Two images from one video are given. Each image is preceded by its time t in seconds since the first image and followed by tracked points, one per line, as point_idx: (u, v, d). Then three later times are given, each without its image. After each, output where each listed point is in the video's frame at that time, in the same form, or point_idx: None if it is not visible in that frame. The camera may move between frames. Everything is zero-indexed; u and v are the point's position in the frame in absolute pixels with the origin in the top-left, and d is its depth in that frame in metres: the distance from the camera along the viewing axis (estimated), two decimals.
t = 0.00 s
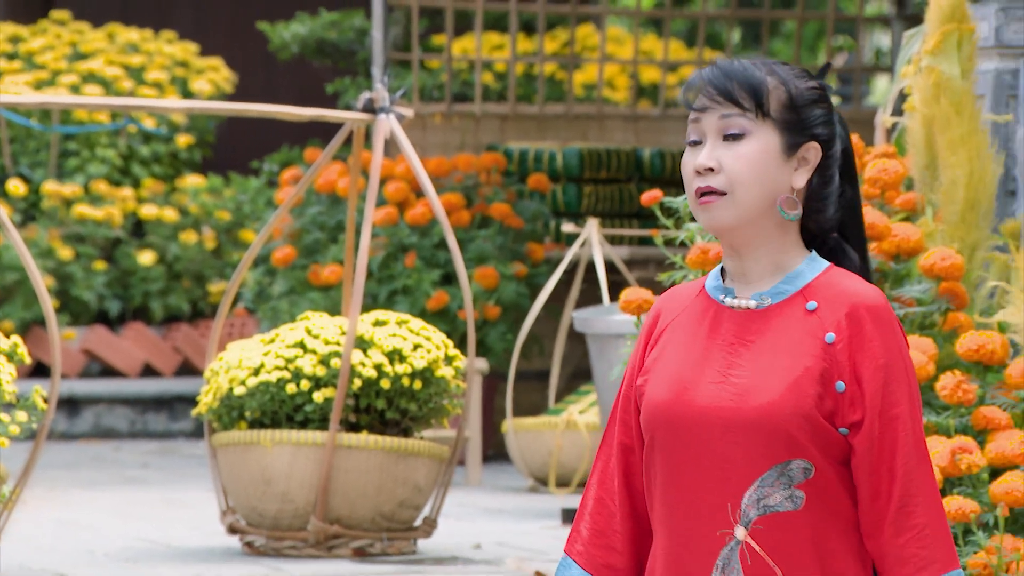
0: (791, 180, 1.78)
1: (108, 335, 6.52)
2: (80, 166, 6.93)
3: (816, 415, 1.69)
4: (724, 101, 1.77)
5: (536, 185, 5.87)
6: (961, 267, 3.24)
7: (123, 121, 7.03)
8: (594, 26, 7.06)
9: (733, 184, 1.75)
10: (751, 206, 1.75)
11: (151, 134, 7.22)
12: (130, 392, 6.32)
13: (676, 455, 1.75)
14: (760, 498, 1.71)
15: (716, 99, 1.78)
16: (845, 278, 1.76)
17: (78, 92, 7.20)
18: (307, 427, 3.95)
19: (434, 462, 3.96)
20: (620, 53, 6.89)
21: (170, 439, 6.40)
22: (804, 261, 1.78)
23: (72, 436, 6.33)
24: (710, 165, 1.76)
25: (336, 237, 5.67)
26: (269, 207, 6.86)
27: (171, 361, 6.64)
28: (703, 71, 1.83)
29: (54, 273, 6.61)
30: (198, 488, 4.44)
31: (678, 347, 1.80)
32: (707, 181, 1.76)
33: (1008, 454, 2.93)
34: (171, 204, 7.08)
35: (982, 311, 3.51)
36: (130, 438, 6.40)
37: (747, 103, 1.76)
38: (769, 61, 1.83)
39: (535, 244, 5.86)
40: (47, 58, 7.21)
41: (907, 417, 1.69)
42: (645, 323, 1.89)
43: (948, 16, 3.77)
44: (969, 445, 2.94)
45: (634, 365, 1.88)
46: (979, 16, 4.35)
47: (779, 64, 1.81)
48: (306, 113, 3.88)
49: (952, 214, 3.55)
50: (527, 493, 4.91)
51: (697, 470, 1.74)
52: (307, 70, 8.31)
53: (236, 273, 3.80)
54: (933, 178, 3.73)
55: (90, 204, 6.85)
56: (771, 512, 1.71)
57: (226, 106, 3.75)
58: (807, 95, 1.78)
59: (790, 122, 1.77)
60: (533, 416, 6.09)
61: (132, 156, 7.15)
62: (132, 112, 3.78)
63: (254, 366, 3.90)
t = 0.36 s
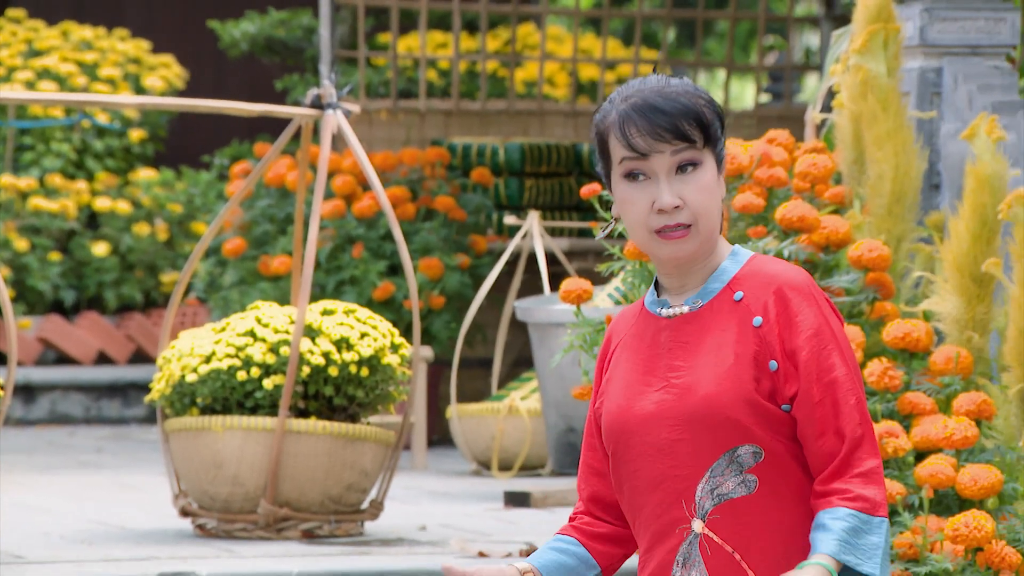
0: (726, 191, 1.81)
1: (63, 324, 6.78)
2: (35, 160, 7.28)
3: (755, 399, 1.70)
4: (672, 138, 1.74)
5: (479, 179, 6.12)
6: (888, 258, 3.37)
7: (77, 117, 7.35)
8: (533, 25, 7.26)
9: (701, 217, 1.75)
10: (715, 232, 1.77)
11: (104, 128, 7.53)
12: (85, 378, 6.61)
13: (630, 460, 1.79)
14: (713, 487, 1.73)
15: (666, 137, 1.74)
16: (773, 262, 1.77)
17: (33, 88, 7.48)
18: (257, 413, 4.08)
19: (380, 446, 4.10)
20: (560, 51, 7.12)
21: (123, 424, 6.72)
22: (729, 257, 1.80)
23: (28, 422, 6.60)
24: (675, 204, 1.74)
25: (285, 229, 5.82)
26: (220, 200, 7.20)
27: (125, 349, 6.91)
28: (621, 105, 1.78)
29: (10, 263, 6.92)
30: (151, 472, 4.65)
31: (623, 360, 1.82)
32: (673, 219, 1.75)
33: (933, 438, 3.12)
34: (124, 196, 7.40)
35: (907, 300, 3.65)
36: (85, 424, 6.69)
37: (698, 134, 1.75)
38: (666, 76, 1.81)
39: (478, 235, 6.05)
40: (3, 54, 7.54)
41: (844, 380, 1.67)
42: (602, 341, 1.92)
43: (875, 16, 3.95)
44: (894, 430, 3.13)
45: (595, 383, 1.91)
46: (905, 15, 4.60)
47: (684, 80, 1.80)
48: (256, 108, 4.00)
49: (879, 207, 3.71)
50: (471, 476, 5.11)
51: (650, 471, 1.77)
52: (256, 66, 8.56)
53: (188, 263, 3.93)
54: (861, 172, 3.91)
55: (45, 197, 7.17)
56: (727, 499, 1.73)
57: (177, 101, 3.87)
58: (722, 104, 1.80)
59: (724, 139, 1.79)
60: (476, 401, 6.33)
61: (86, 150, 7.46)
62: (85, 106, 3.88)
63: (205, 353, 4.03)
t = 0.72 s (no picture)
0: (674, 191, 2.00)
1: (31, 314, 6.89)
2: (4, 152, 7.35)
3: (725, 389, 1.89)
4: (627, 129, 1.94)
5: (440, 172, 6.26)
6: (839, 249, 3.46)
7: (44, 110, 7.49)
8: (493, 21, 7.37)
9: (647, 204, 1.94)
10: (659, 222, 1.95)
11: (71, 122, 7.69)
12: (54, 367, 6.67)
13: (609, 457, 1.97)
14: (692, 477, 1.92)
15: (620, 126, 1.94)
16: (728, 258, 1.97)
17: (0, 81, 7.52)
18: (223, 401, 4.15)
19: (343, 433, 4.18)
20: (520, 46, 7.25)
21: (91, 412, 6.81)
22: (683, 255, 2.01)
23: None
24: (624, 189, 1.93)
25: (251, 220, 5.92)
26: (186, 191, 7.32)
27: (92, 338, 7.04)
28: (583, 98, 1.99)
29: None
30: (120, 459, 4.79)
31: (592, 363, 2.01)
32: (620, 204, 1.94)
33: (883, 424, 3.20)
34: (91, 188, 7.51)
35: (858, 289, 3.78)
36: (53, 412, 6.75)
37: (650, 129, 1.95)
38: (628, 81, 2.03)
39: (439, 227, 6.16)
40: None
41: (807, 362, 1.86)
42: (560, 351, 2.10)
43: (826, 13, 4.07)
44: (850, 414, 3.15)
45: (559, 390, 2.09)
46: (855, 12, 4.74)
47: (646, 83, 2.01)
48: (220, 101, 4.07)
49: (831, 198, 3.79)
50: (434, 463, 5.23)
51: (630, 466, 1.95)
52: (220, 60, 8.69)
53: (154, 254, 4.01)
54: (813, 165, 3.97)
55: (13, 188, 7.28)
56: (705, 487, 1.92)
57: (143, 94, 3.94)
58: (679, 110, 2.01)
59: (676, 141, 1.99)
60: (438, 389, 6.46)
61: (54, 143, 7.60)
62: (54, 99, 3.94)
63: (171, 342, 4.11)
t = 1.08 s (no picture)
0: (671, 175, 1.92)
1: None
2: None
3: (716, 387, 1.83)
4: (617, 103, 1.88)
5: (409, 166, 6.43)
6: (798, 242, 3.53)
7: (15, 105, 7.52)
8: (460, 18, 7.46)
9: (628, 181, 1.87)
10: (642, 201, 1.88)
11: (43, 116, 7.72)
12: (25, 358, 6.74)
13: (589, 440, 1.89)
14: (672, 469, 1.86)
15: (609, 100, 1.88)
16: (722, 256, 1.90)
17: None
18: (192, 392, 4.22)
19: (311, 424, 4.25)
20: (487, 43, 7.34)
21: (63, 403, 6.88)
22: (679, 245, 1.93)
23: None
24: (607, 162, 1.87)
25: (220, 214, 6.03)
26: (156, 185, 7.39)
27: (63, 330, 7.09)
28: (584, 71, 1.93)
29: None
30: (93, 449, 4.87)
31: (576, 338, 1.91)
32: (602, 177, 1.88)
33: (843, 415, 3.17)
34: (62, 182, 7.57)
35: (818, 282, 3.88)
36: (25, 403, 6.83)
37: (642, 107, 1.89)
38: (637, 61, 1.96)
39: (406, 220, 6.35)
40: None
41: (795, 372, 1.83)
42: (536, 317, 2.00)
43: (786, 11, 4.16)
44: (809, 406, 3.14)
45: (532, 358, 1.99)
46: (815, 10, 4.80)
47: (652, 64, 1.94)
48: (190, 97, 4.14)
49: (791, 193, 3.88)
50: (402, 454, 5.32)
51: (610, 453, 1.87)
52: (190, 56, 8.74)
53: (125, 247, 4.09)
54: (773, 160, 4.07)
55: None
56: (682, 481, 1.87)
57: (113, 90, 4.00)
58: (685, 95, 1.93)
59: (673, 123, 1.91)
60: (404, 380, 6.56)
61: (25, 137, 7.64)
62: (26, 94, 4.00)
63: (142, 334, 4.18)
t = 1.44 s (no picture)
0: (654, 167, 2.00)
1: None
2: None
3: (697, 379, 1.91)
4: (604, 94, 1.95)
5: (375, 160, 6.46)
6: (765, 236, 3.50)
7: None
8: (428, 11, 7.47)
9: (610, 173, 1.95)
10: (623, 193, 1.96)
11: (8, 109, 7.68)
12: None
13: (568, 427, 1.95)
14: (651, 460, 1.93)
15: (597, 91, 1.95)
16: (704, 250, 1.99)
17: None
18: (159, 385, 4.21)
19: (279, 418, 4.24)
20: (455, 36, 7.36)
21: (29, 397, 6.86)
22: (658, 238, 2.02)
23: None
24: (590, 154, 1.95)
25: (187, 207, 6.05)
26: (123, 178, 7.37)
27: (29, 324, 7.17)
28: (574, 58, 2.00)
29: None
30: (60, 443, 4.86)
31: (557, 326, 1.98)
32: (584, 168, 1.95)
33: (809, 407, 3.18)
34: (28, 175, 7.54)
35: (785, 275, 3.88)
36: None
37: (628, 99, 1.95)
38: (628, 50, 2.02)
39: (375, 214, 6.40)
40: None
41: (781, 367, 1.94)
42: (512, 304, 2.06)
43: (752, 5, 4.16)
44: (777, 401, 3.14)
45: (508, 345, 2.06)
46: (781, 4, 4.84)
47: (642, 55, 2.01)
48: (156, 89, 4.13)
49: (759, 186, 3.90)
50: (370, 447, 5.34)
51: (590, 440, 1.94)
52: (157, 49, 8.71)
53: (91, 241, 4.08)
54: (740, 154, 4.10)
55: None
56: (662, 471, 1.93)
57: (79, 83, 3.99)
58: (671, 88, 2.00)
59: (659, 116, 1.98)
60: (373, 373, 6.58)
61: None
62: None
63: (108, 328, 4.17)
